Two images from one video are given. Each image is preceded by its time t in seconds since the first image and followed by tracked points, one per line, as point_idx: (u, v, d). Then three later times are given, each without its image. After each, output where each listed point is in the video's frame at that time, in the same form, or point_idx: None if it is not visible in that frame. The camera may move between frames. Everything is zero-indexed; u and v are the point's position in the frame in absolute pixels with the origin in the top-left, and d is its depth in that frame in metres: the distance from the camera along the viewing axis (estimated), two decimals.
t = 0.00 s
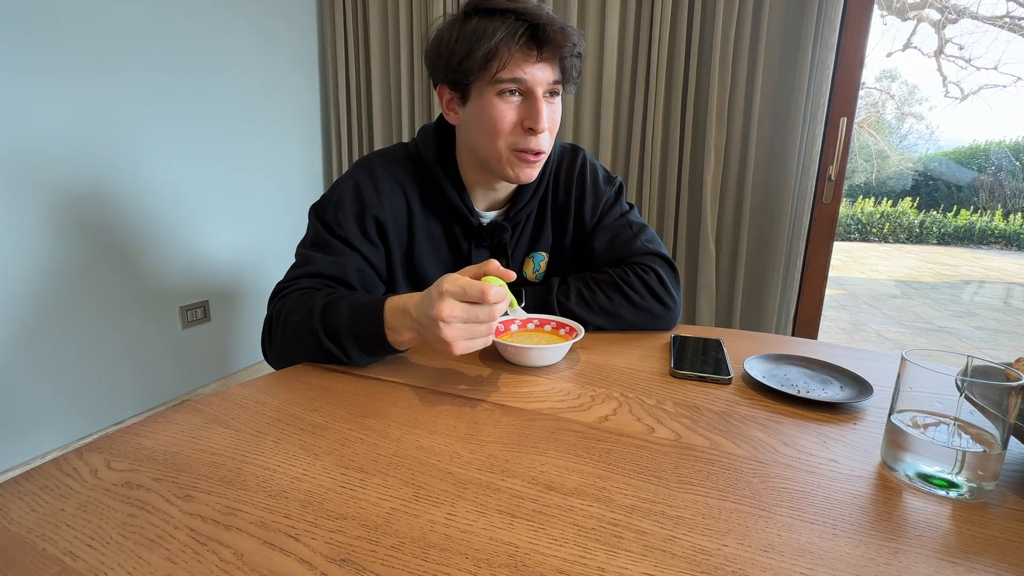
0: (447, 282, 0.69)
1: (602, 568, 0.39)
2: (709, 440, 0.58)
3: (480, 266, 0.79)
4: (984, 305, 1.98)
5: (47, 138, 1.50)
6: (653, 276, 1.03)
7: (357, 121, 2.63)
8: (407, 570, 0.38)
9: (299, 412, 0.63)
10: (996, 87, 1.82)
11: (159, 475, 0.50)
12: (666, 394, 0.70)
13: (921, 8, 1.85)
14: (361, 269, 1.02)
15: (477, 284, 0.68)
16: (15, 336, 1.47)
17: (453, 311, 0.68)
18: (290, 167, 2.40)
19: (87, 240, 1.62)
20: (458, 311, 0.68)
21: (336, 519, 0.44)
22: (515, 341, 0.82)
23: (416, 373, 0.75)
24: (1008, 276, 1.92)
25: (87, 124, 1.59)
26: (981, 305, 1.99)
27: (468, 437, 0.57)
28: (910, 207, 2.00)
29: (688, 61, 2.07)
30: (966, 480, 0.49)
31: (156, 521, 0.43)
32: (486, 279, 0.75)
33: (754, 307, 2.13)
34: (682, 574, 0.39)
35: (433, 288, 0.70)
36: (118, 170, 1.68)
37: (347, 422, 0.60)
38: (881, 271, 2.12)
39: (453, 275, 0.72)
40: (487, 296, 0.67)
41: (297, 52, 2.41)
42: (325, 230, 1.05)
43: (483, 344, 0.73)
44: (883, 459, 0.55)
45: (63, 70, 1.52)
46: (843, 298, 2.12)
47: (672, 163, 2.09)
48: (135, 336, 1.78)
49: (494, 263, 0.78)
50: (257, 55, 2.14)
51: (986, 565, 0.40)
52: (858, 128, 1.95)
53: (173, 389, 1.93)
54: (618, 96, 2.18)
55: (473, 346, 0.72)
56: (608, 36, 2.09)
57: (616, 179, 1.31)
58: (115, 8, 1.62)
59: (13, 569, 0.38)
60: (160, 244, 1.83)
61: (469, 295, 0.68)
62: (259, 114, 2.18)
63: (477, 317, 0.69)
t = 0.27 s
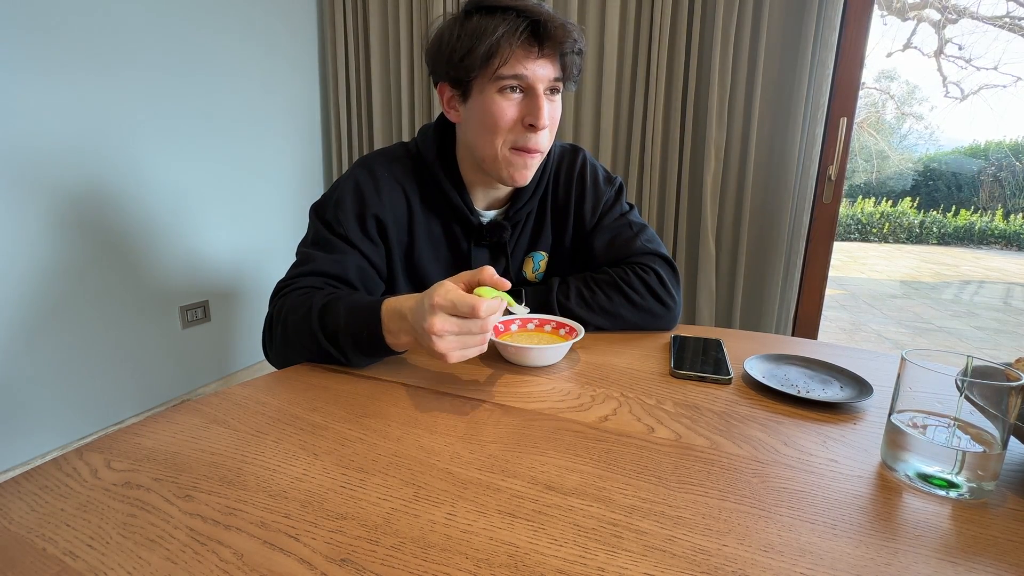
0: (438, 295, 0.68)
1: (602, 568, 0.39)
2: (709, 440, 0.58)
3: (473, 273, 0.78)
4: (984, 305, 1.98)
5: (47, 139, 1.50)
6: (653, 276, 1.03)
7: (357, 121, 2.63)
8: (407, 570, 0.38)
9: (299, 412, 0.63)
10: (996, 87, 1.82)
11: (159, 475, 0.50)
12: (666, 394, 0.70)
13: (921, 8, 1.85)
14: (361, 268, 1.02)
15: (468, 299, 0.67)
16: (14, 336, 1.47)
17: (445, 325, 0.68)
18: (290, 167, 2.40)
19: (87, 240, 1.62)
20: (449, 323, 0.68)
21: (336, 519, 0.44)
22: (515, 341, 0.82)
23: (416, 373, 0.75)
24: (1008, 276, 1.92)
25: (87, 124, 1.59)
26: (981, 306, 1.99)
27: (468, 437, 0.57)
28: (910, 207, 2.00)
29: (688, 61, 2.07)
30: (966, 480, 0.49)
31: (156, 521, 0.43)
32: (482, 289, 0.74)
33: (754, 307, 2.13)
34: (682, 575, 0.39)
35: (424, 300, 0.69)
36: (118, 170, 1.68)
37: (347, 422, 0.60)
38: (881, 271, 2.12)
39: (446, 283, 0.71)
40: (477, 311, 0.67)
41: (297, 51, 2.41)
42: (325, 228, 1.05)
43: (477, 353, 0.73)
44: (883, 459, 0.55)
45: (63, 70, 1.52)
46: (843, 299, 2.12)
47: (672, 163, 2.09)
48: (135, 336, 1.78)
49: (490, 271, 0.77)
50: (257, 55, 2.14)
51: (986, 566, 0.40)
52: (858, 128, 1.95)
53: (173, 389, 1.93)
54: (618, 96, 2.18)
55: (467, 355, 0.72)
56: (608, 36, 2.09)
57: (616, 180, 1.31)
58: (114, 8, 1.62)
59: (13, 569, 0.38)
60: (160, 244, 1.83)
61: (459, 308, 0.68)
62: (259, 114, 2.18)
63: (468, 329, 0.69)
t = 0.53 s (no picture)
0: (449, 290, 0.67)
1: (602, 568, 0.39)
2: (709, 440, 0.58)
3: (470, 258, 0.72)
4: (984, 305, 1.98)
5: (47, 138, 1.50)
6: (653, 276, 1.03)
7: (357, 121, 2.63)
8: (407, 570, 0.38)
9: (299, 412, 0.63)
10: (996, 87, 1.82)
11: (159, 475, 0.50)
12: (666, 394, 0.70)
13: (921, 8, 1.85)
14: (361, 267, 1.02)
15: (479, 285, 0.66)
16: (15, 337, 1.47)
17: (468, 313, 0.69)
18: (290, 167, 2.40)
19: (87, 240, 1.62)
20: (470, 309, 0.69)
21: (336, 518, 0.44)
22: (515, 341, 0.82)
23: (416, 373, 0.75)
24: (1008, 276, 1.92)
25: (88, 124, 1.59)
26: (981, 306, 1.99)
27: (468, 437, 0.57)
28: (910, 207, 2.00)
29: (688, 61, 2.07)
30: (966, 480, 0.49)
31: (156, 521, 0.43)
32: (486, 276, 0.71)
33: (754, 307, 2.13)
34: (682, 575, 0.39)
35: (436, 296, 0.69)
36: (118, 170, 1.68)
37: (347, 422, 0.60)
38: (881, 271, 2.12)
39: (447, 274, 0.70)
40: (493, 292, 0.65)
41: (297, 52, 2.41)
42: (325, 228, 1.05)
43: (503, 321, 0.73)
44: (884, 459, 0.55)
45: (64, 70, 1.52)
46: (843, 298, 2.12)
47: (672, 164, 2.09)
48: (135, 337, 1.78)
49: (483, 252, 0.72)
50: (257, 56, 2.14)
51: (986, 565, 0.40)
52: (858, 128, 1.95)
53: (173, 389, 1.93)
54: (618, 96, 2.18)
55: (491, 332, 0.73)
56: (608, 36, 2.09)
57: (616, 180, 1.31)
58: (115, 8, 1.62)
59: (13, 569, 0.38)
60: (160, 244, 1.83)
61: (475, 297, 0.67)
62: (259, 114, 2.18)
63: (489, 310, 0.70)
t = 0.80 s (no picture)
0: (456, 303, 0.67)
1: (602, 568, 0.39)
2: (709, 440, 0.58)
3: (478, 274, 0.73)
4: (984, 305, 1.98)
5: (47, 139, 1.50)
6: (654, 276, 1.03)
7: (357, 121, 2.63)
8: (407, 570, 0.38)
9: (299, 412, 0.63)
10: (996, 87, 1.82)
11: (159, 475, 0.50)
12: (666, 394, 0.70)
13: (921, 8, 1.85)
14: (361, 267, 1.02)
15: (489, 301, 0.66)
16: (14, 337, 1.47)
17: (468, 329, 0.68)
18: (290, 167, 2.40)
19: (87, 240, 1.62)
20: (473, 325, 0.68)
21: (336, 519, 0.44)
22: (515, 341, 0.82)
23: (416, 373, 0.75)
24: (1008, 276, 1.92)
25: (88, 124, 1.59)
26: (981, 306, 1.99)
27: (468, 437, 0.57)
28: (910, 207, 2.00)
29: (688, 61, 2.07)
30: (966, 480, 0.49)
31: (156, 521, 0.43)
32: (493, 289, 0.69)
33: (754, 307, 2.13)
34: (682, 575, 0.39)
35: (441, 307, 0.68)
36: (118, 170, 1.68)
37: (347, 422, 0.60)
38: (881, 271, 2.12)
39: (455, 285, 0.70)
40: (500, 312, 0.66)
41: (297, 52, 2.41)
42: (325, 227, 1.05)
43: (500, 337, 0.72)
44: (883, 459, 0.55)
45: (64, 70, 1.52)
46: (843, 299, 2.12)
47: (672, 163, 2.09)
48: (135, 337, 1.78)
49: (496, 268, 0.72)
50: (257, 56, 2.14)
51: (986, 565, 0.40)
52: (858, 128, 1.95)
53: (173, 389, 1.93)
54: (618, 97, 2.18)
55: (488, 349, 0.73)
56: (608, 36, 2.09)
57: (616, 181, 1.31)
58: (115, 9, 1.62)
59: (13, 569, 0.38)
60: (160, 244, 1.83)
61: (482, 312, 0.67)
62: (259, 114, 2.18)
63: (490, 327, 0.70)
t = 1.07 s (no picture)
0: (449, 319, 0.67)
1: (603, 568, 0.39)
2: (709, 440, 0.58)
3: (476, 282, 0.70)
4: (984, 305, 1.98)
5: (47, 139, 1.50)
6: (654, 276, 1.03)
7: (357, 121, 2.63)
8: (407, 570, 0.38)
9: (299, 412, 0.63)
10: (996, 87, 1.82)
11: (159, 475, 0.50)
12: (666, 394, 0.70)
13: (921, 8, 1.85)
14: (361, 267, 1.02)
15: (480, 322, 0.66)
16: (15, 336, 1.47)
17: (460, 346, 0.69)
18: (290, 166, 2.40)
19: (87, 240, 1.62)
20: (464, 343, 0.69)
21: (336, 519, 0.44)
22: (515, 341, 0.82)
23: (417, 373, 0.75)
24: (1007, 276, 1.92)
25: (88, 124, 1.59)
26: (981, 306, 1.98)
27: (468, 437, 0.57)
28: (910, 207, 2.00)
29: (688, 61, 2.07)
30: (966, 480, 0.49)
31: (156, 521, 0.43)
32: (488, 307, 0.70)
33: (754, 307, 2.13)
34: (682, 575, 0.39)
35: (433, 321, 0.68)
36: (118, 170, 1.68)
37: (347, 422, 0.60)
38: (881, 271, 2.12)
39: (450, 297, 0.69)
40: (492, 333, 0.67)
41: (297, 51, 2.41)
42: (325, 227, 1.05)
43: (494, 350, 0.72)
44: (884, 459, 0.55)
45: (65, 70, 1.52)
46: (843, 298, 2.12)
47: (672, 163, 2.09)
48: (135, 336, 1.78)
49: (494, 283, 0.69)
50: (257, 56, 2.14)
51: (986, 565, 0.40)
52: (858, 128, 1.95)
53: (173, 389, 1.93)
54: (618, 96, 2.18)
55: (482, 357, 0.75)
56: (608, 35, 2.09)
57: (617, 181, 1.31)
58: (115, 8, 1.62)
59: (13, 569, 0.38)
60: (160, 244, 1.83)
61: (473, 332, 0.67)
62: (259, 114, 2.18)
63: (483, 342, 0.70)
